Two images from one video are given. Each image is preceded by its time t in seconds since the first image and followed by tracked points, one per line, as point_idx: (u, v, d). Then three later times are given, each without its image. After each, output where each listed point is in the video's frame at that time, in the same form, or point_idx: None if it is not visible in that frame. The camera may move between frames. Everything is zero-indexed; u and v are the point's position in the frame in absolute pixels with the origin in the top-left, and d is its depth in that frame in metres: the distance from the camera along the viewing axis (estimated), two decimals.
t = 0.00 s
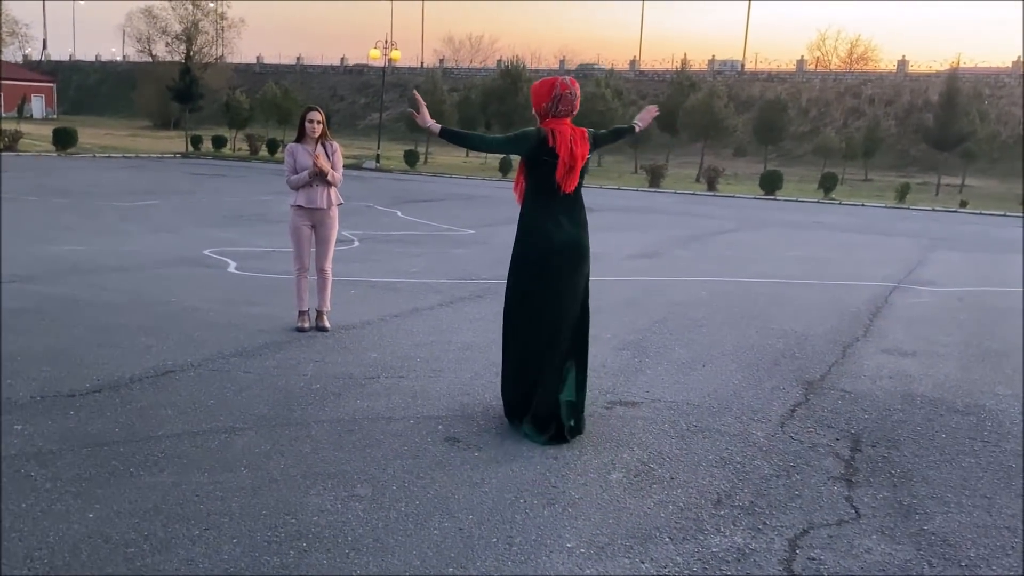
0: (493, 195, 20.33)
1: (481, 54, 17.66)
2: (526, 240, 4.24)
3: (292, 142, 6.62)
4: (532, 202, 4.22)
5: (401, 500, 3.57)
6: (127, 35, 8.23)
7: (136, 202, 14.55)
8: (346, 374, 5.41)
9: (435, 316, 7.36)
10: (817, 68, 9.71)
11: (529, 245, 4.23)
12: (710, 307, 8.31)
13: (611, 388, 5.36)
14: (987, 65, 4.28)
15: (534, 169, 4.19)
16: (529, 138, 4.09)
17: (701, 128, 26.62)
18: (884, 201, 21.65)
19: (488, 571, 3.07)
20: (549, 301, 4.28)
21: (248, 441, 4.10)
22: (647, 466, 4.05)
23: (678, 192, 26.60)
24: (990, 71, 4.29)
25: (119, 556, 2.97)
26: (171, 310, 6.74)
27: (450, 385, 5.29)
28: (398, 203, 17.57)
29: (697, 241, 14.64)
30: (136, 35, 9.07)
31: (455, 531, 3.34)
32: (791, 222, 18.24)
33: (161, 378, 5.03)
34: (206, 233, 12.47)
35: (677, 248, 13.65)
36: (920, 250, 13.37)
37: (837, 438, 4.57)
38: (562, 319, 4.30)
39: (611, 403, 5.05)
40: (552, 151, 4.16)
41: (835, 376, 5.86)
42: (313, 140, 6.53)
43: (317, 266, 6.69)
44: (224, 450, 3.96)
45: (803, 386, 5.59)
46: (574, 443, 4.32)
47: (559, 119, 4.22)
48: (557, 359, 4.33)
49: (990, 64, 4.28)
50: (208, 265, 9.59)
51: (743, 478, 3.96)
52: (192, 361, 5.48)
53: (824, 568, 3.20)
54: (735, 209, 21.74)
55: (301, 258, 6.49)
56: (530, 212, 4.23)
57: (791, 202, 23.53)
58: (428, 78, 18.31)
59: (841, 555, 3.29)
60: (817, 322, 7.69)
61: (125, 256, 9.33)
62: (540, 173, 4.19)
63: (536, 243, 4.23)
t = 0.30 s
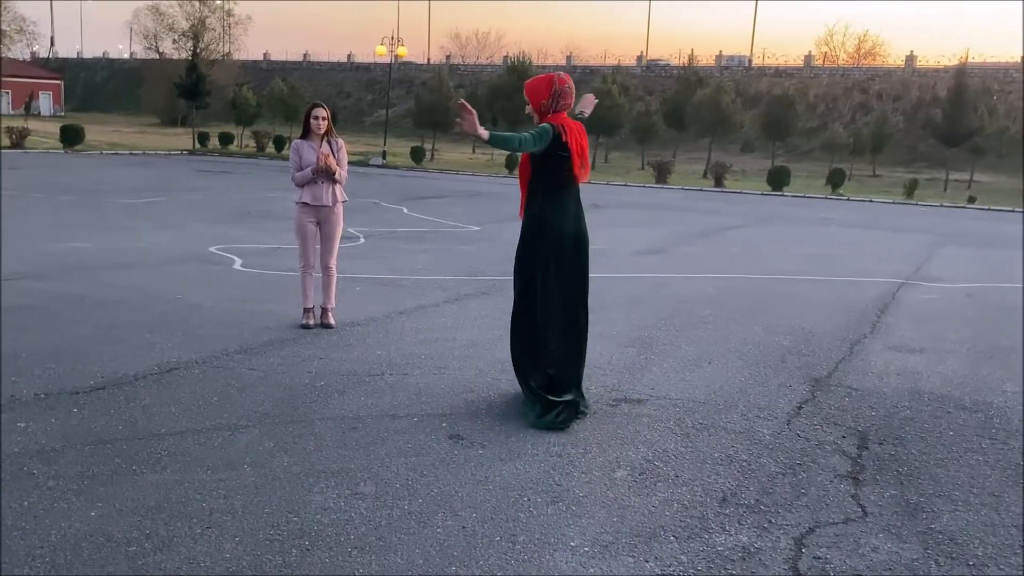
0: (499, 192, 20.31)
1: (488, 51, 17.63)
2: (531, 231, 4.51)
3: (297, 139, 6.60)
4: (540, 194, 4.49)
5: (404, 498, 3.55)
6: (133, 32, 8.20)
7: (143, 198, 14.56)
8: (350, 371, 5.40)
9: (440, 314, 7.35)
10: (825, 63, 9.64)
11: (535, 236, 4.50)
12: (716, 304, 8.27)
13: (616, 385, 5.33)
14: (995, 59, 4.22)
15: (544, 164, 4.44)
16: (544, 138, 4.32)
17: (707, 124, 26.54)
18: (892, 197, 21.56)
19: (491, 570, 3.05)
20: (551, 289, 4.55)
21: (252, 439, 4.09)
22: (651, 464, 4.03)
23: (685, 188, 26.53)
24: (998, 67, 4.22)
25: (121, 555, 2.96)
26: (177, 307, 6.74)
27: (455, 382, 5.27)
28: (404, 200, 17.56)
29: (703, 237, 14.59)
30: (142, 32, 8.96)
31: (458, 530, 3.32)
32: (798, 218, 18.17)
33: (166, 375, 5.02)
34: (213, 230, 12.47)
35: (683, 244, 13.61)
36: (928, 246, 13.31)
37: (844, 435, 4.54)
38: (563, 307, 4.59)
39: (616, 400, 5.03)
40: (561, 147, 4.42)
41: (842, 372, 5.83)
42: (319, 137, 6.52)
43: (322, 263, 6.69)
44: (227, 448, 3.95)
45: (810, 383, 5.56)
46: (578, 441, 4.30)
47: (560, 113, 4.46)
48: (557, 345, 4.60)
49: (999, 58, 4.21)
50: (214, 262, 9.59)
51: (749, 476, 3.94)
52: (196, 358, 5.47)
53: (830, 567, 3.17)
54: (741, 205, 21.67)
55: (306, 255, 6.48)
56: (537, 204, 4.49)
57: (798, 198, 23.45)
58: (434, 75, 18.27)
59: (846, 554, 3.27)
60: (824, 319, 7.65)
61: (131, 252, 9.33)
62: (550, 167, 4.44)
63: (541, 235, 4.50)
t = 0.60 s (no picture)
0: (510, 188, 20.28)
1: (499, 47, 17.61)
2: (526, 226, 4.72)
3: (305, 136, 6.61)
4: (533, 191, 4.70)
5: (410, 497, 3.53)
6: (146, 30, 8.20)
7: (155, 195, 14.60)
8: (359, 368, 5.39)
9: (449, 310, 7.34)
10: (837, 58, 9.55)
11: (530, 232, 4.70)
12: (727, 301, 8.22)
13: (625, 383, 5.30)
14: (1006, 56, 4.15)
15: (537, 161, 4.65)
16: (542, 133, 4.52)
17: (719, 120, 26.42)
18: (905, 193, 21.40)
19: (497, 570, 3.03)
20: (554, 277, 4.72)
21: (259, 437, 4.09)
22: (659, 463, 4.00)
23: (697, 184, 26.42)
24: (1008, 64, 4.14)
25: (126, 553, 2.96)
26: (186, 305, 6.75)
27: (464, 380, 5.25)
28: (414, 197, 17.55)
29: (715, 234, 14.52)
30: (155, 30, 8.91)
31: (464, 529, 3.30)
32: (810, 214, 18.06)
33: (174, 373, 5.02)
34: (224, 226, 12.49)
35: (694, 241, 13.55)
36: (941, 242, 13.20)
37: (854, 434, 4.50)
38: (566, 295, 4.75)
39: (624, 398, 5.00)
40: (554, 144, 4.63)
41: (853, 370, 5.77)
42: (327, 134, 6.52)
43: (330, 260, 6.67)
44: (234, 446, 3.95)
45: (821, 381, 5.51)
46: (586, 439, 4.27)
47: (545, 112, 4.67)
48: (564, 328, 4.75)
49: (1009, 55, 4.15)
50: (224, 259, 9.60)
51: (758, 475, 3.91)
52: (205, 355, 5.47)
53: (839, 567, 3.14)
54: (753, 201, 21.56)
55: (314, 252, 6.47)
56: (529, 201, 4.70)
57: (811, 194, 23.31)
58: (444, 71, 18.25)
59: (856, 554, 3.23)
60: (836, 316, 7.60)
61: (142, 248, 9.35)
62: (542, 164, 4.65)
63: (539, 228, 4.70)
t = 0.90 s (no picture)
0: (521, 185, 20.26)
1: (511, 43, 17.58)
2: (511, 219, 4.82)
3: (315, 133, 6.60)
4: (512, 185, 4.84)
5: (417, 493, 3.54)
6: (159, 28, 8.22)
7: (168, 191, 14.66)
8: (367, 365, 5.40)
9: (459, 307, 7.34)
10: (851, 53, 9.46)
11: (516, 226, 4.82)
12: (738, 298, 8.18)
13: (635, 379, 5.29)
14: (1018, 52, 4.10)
15: (517, 155, 4.80)
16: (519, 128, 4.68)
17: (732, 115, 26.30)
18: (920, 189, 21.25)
19: (503, 567, 3.02)
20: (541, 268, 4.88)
21: (267, 433, 4.10)
22: (668, 460, 3.99)
23: (709, 180, 26.31)
24: None
25: (132, 549, 2.97)
26: (197, 301, 6.76)
27: (472, 377, 5.25)
28: (426, 193, 17.56)
29: (727, 230, 14.46)
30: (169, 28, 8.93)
31: (471, 526, 3.30)
32: (824, 210, 17.95)
33: (184, 368, 5.04)
34: (236, 223, 12.53)
35: (706, 237, 13.49)
36: (956, 238, 13.09)
37: (865, 431, 4.47)
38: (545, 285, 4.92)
39: (634, 394, 4.99)
40: (534, 138, 4.77)
41: (864, 367, 5.74)
42: (337, 130, 6.52)
43: (340, 256, 6.68)
44: (242, 442, 3.96)
45: (832, 378, 5.48)
46: (595, 436, 4.26)
47: (525, 105, 4.82)
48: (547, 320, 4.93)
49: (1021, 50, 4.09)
50: (236, 255, 9.64)
51: (767, 472, 3.89)
52: (215, 351, 5.49)
53: (847, 566, 3.11)
54: (766, 197, 21.46)
55: (324, 247, 6.47)
56: (511, 195, 4.83)
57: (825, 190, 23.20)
58: (456, 67, 18.23)
59: (865, 552, 3.21)
60: (848, 313, 7.55)
61: (155, 244, 9.38)
62: (522, 158, 4.80)
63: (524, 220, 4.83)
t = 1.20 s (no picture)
0: (538, 179, 20.22)
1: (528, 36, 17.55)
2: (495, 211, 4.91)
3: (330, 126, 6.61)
4: (493, 178, 4.91)
5: (429, 486, 3.53)
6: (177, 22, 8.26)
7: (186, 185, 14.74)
8: (381, 358, 5.40)
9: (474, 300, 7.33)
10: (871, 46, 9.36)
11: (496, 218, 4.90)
12: (755, 291, 8.13)
13: (649, 374, 5.26)
14: None
15: (500, 146, 4.89)
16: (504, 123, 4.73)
17: (751, 108, 26.11)
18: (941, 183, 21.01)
19: (514, 560, 3.01)
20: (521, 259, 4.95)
21: (281, 425, 4.11)
22: (681, 454, 3.96)
23: (728, 173, 26.14)
24: None
25: (144, 541, 2.99)
26: (213, 294, 6.79)
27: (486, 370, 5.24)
28: (443, 187, 17.57)
29: (745, 223, 14.36)
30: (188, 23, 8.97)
31: (482, 518, 3.29)
32: (843, 204, 17.80)
33: (199, 361, 5.06)
34: (253, 216, 12.58)
35: (724, 230, 13.41)
36: (977, 232, 12.93)
37: (881, 426, 4.43)
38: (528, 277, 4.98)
39: (648, 389, 4.96)
40: (516, 131, 4.87)
41: (882, 362, 5.68)
42: (353, 124, 6.53)
43: (355, 249, 6.69)
44: (256, 434, 3.98)
45: (849, 372, 5.43)
46: (608, 430, 4.25)
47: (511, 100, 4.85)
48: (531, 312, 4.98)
49: None
50: (252, 248, 9.68)
51: (781, 467, 3.85)
52: (230, 344, 5.51)
53: (862, 561, 3.08)
54: (785, 191, 21.30)
55: (339, 240, 6.47)
56: (491, 187, 4.90)
57: (844, 184, 23.00)
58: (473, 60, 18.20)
59: (879, 548, 3.17)
60: (867, 307, 7.48)
61: (172, 237, 9.43)
62: (504, 150, 4.89)
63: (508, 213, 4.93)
